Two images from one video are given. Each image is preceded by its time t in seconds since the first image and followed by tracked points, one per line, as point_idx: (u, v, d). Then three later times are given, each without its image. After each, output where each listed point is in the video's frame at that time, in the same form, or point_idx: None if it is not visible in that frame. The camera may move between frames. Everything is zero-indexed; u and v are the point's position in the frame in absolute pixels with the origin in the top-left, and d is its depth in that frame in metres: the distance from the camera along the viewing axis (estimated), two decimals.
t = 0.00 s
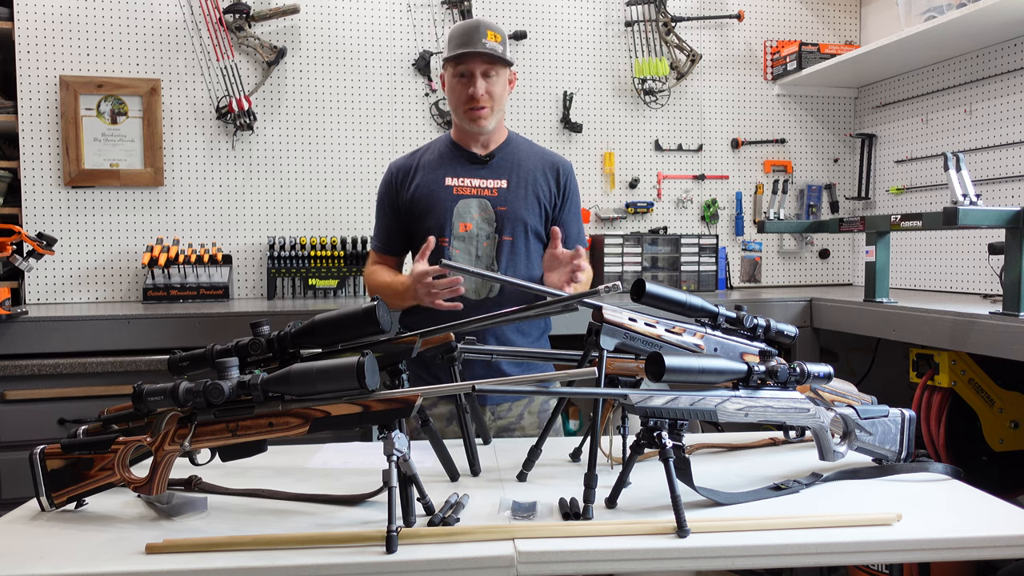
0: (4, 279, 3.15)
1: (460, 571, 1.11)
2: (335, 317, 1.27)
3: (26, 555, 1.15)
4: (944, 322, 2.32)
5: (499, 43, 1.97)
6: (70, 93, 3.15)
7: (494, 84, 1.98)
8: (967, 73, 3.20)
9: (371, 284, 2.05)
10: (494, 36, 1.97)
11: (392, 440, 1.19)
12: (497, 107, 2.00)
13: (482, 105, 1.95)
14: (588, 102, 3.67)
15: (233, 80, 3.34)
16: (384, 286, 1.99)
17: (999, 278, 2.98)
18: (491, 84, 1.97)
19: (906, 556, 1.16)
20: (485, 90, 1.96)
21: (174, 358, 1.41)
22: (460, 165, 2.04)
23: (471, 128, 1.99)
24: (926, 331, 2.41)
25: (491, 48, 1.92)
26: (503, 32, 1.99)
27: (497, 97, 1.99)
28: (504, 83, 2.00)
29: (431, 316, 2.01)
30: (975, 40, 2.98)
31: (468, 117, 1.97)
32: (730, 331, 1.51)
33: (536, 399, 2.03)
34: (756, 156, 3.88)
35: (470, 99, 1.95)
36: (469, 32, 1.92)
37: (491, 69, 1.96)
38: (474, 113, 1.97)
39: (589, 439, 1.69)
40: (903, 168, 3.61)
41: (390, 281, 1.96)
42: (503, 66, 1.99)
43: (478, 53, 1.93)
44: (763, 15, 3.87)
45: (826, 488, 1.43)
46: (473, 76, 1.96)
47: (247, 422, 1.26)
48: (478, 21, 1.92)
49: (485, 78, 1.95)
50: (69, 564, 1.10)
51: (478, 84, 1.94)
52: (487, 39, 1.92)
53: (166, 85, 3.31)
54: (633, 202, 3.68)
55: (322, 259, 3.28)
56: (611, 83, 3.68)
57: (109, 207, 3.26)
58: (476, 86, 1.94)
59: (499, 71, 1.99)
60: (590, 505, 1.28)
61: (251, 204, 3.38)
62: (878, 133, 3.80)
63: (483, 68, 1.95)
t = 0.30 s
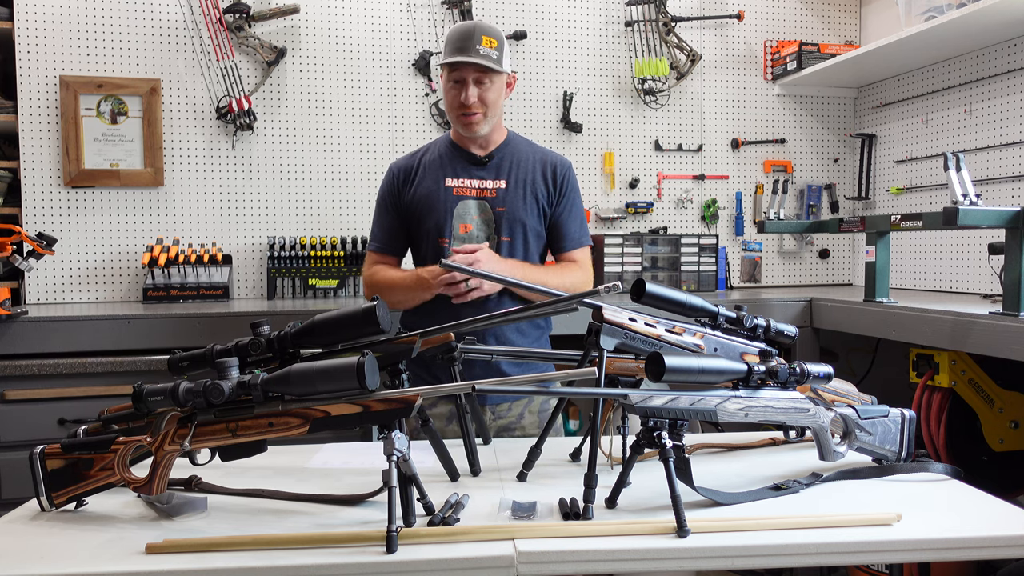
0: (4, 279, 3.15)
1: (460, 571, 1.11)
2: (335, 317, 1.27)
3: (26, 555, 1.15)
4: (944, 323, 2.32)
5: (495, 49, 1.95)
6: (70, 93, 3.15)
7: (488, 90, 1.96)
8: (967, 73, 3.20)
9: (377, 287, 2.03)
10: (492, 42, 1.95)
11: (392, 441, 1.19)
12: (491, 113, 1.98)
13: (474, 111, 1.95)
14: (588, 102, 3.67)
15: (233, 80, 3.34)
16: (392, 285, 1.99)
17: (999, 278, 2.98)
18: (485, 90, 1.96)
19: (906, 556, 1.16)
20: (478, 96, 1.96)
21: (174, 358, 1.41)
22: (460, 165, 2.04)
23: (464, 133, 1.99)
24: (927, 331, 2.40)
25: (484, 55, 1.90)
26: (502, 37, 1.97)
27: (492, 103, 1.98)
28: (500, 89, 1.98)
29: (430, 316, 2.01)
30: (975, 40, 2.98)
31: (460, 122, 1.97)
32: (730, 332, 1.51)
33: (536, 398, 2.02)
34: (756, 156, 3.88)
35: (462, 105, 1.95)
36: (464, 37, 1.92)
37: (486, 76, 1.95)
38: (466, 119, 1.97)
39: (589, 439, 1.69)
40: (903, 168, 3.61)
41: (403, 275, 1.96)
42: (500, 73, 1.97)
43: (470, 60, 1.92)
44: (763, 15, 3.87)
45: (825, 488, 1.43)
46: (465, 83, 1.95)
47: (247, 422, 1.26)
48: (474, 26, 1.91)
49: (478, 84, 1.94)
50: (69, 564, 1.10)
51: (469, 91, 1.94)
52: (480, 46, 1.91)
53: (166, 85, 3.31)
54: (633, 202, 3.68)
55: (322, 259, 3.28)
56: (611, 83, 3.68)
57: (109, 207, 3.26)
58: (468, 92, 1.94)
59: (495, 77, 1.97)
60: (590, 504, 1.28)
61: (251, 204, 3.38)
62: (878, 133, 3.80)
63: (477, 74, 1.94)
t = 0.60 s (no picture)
0: (4, 279, 3.15)
1: (460, 571, 1.11)
2: (335, 317, 1.27)
3: (26, 555, 1.15)
4: (944, 322, 2.32)
5: (494, 51, 1.96)
6: (70, 93, 3.15)
7: (486, 92, 1.96)
8: (967, 73, 3.20)
9: (377, 287, 2.03)
10: (490, 44, 1.95)
11: (392, 440, 1.19)
12: (490, 115, 1.98)
13: (473, 113, 1.95)
14: (588, 102, 3.67)
15: (233, 81, 3.34)
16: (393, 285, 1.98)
17: (999, 278, 2.98)
18: (483, 92, 1.96)
19: (906, 556, 1.16)
20: (477, 98, 1.96)
21: (174, 358, 1.41)
22: (459, 166, 2.04)
23: (462, 135, 1.99)
24: (927, 331, 2.40)
25: (483, 57, 1.91)
26: (500, 38, 1.98)
27: (491, 104, 1.98)
28: (498, 91, 1.98)
29: (430, 317, 2.01)
30: (975, 40, 2.98)
31: (459, 124, 1.97)
32: (730, 331, 1.51)
33: (536, 398, 2.02)
34: (756, 156, 3.89)
35: (460, 106, 1.95)
36: (463, 39, 1.92)
37: (484, 77, 1.95)
38: (464, 121, 1.97)
39: (589, 439, 1.69)
40: (903, 168, 3.61)
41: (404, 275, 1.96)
42: (499, 75, 1.97)
43: (469, 62, 1.92)
44: (763, 15, 3.87)
45: (826, 488, 1.43)
46: (463, 85, 1.95)
47: (247, 422, 1.26)
48: (473, 27, 1.92)
49: (476, 86, 1.94)
50: (69, 564, 1.10)
51: (466, 93, 1.94)
52: (479, 48, 1.92)
53: (166, 85, 3.31)
54: (633, 202, 3.68)
55: (322, 259, 3.28)
56: (611, 83, 3.68)
57: (109, 207, 3.26)
58: (466, 94, 1.94)
59: (494, 79, 1.97)
60: (590, 504, 1.28)
61: (251, 204, 3.38)
62: (878, 133, 3.80)
63: (476, 76, 1.94)
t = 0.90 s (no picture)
0: (4, 279, 3.15)
1: (460, 571, 1.11)
2: (335, 317, 1.27)
3: (26, 555, 1.15)
4: (944, 322, 2.32)
5: (495, 50, 1.96)
6: (70, 93, 3.15)
7: (487, 91, 1.96)
8: (967, 73, 3.20)
9: (377, 287, 2.02)
10: (492, 42, 1.95)
11: (392, 440, 1.19)
12: (490, 114, 1.98)
13: (473, 112, 1.94)
14: (588, 102, 3.67)
15: (233, 80, 3.34)
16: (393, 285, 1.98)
17: (999, 278, 2.98)
18: (484, 90, 1.95)
19: (906, 556, 1.16)
20: (478, 96, 1.95)
21: (174, 358, 1.41)
22: (459, 167, 2.04)
23: (463, 133, 1.99)
24: (926, 331, 2.40)
25: (483, 55, 1.91)
26: (502, 37, 1.97)
27: (491, 103, 1.97)
28: (499, 90, 1.97)
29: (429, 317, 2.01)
30: (975, 40, 2.98)
31: (459, 122, 1.97)
32: (730, 331, 1.51)
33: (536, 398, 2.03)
34: (756, 156, 3.89)
35: (460, 105, 1.95)
36: (464, 37, 1.92)
37: (485, 76, 1.95)
38: (464, 120, 1.96)
39: (589, 439, 1.69)
40: (903, 168, 3.61)
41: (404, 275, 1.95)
42: (500, 73, 1.97)
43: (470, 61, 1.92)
44: (763, 15, 3.87)
45: (825, 488, 1.43)
46: (464, 83, 1.94)
47: (247, 422, 1.26)
48: (474, 26, 1.92)
49: (477, 84, 1.94)
50: (69, 564, 1.10)
51: (467, 91, 1.93)
52: (480, 46, 1.91)
53: (166, 85, 3.31)
54: (633, 202, 3.68)
55: (322, 259, 3.28)
56: (611, 83, 3.68)
57: (109, 207, 3.26)
58: (467, 92, 1.93)
59: (494, 78, 1.97)
60: (590, 505, 1.28)
61: (250, 204, 3.38)
62: (878, 133, 3.80)
63: (476, 74, 1.94)
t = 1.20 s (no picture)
0: (4, 279, 3.15)
1: (460, 571, 1.11)
2: (335, 317, 1.27)
3: (26, 555, 1.15)
4: (944, 322, 2.32)
5: (500, 50, 1.92)
6: (70, 93, 3.16)
7: (492, 93, 1.94)
8: (967, 73, 3.20)
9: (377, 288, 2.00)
10: (496, 43, 1.92)
11: (392, 440, 1.19)
12: (494, 116, 1.97)
13: (478, 114, 1.93)
14: (588, 102, 3.67)
15: (233, 81, 3.34)
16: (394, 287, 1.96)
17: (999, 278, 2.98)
18: (489, 93, 1.93)
19: (906, 556, 1.16)
20: (483, 98, 1.93)
21: (174, 358, 1.41)
22: (462, 169, 2.03)
23: (467, 136, 1.97)
24: (927, 331, 2.41)
25: (489, 57, 1.87)
26: (507, 37, 1.94)
27: (495, 105, 1.95)
28: (502, 92, 1.96)
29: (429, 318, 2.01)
30: (975, 40, 2.98)
31: (463, 124, 1.94)
32: (730, 331, 1.51)
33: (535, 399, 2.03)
34: (756, 156, 3.88)
35: (465, 108, 1.92)
36: (469, 37, 1.87)
37: (490, 78, 1.92)
38: (469, 122, 1.94)
39: (589, 439, 1.69)
40: (903, 168, 3.61)
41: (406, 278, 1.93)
42: (504, 75, 1.94)
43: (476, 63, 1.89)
44: (763, 15, 3.87)
45: (826, 488, 1.43)
46: (469, 86, 1.91)
47: (247, 422, 1.26)
48: (480, 26, 1.88)
49: (482, 87, 1.91)
50: (70, 564, 1.10)
51: (473, 94, 1.90)
52: (486, 47, 1.88)
53: (166, 85, 3.31)
54: (633, 202, 3.67)
55: (322, 259, 3.28)
56: (611, 83, 3.68)
57: (109, 207, 3.26)
58: (472, 94, 1.91)
59: (499, 79, 1.95)
60: (590, 505, 1.28)
61: (250, 204, 3.38)
62: (878, 132, 3.80)
63: (482, 76, 1.91)
